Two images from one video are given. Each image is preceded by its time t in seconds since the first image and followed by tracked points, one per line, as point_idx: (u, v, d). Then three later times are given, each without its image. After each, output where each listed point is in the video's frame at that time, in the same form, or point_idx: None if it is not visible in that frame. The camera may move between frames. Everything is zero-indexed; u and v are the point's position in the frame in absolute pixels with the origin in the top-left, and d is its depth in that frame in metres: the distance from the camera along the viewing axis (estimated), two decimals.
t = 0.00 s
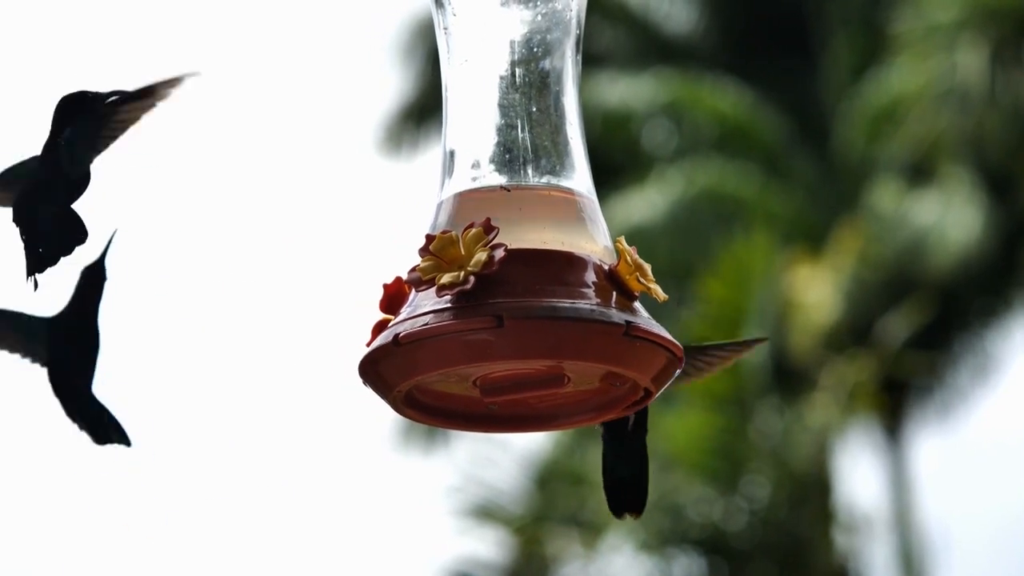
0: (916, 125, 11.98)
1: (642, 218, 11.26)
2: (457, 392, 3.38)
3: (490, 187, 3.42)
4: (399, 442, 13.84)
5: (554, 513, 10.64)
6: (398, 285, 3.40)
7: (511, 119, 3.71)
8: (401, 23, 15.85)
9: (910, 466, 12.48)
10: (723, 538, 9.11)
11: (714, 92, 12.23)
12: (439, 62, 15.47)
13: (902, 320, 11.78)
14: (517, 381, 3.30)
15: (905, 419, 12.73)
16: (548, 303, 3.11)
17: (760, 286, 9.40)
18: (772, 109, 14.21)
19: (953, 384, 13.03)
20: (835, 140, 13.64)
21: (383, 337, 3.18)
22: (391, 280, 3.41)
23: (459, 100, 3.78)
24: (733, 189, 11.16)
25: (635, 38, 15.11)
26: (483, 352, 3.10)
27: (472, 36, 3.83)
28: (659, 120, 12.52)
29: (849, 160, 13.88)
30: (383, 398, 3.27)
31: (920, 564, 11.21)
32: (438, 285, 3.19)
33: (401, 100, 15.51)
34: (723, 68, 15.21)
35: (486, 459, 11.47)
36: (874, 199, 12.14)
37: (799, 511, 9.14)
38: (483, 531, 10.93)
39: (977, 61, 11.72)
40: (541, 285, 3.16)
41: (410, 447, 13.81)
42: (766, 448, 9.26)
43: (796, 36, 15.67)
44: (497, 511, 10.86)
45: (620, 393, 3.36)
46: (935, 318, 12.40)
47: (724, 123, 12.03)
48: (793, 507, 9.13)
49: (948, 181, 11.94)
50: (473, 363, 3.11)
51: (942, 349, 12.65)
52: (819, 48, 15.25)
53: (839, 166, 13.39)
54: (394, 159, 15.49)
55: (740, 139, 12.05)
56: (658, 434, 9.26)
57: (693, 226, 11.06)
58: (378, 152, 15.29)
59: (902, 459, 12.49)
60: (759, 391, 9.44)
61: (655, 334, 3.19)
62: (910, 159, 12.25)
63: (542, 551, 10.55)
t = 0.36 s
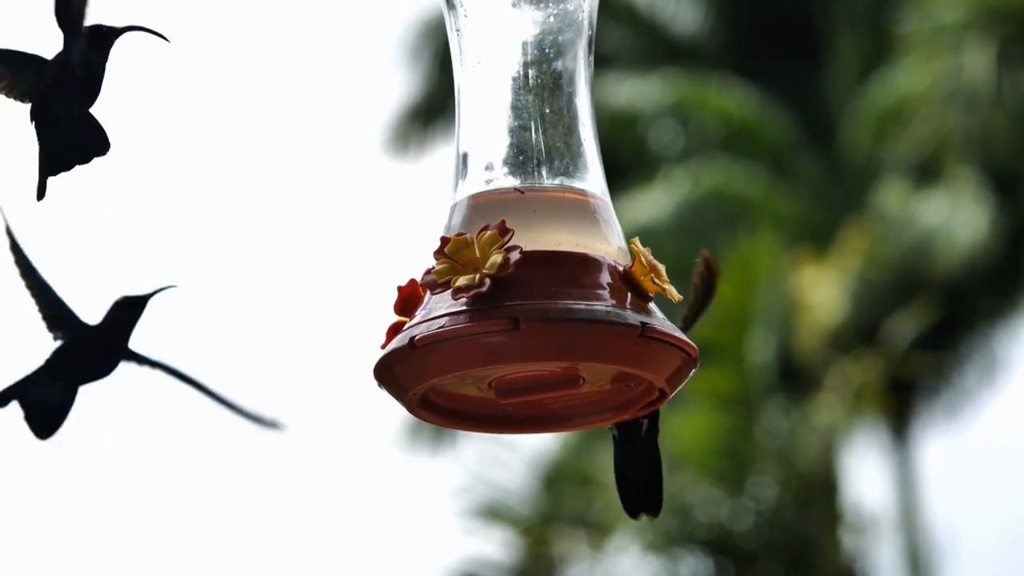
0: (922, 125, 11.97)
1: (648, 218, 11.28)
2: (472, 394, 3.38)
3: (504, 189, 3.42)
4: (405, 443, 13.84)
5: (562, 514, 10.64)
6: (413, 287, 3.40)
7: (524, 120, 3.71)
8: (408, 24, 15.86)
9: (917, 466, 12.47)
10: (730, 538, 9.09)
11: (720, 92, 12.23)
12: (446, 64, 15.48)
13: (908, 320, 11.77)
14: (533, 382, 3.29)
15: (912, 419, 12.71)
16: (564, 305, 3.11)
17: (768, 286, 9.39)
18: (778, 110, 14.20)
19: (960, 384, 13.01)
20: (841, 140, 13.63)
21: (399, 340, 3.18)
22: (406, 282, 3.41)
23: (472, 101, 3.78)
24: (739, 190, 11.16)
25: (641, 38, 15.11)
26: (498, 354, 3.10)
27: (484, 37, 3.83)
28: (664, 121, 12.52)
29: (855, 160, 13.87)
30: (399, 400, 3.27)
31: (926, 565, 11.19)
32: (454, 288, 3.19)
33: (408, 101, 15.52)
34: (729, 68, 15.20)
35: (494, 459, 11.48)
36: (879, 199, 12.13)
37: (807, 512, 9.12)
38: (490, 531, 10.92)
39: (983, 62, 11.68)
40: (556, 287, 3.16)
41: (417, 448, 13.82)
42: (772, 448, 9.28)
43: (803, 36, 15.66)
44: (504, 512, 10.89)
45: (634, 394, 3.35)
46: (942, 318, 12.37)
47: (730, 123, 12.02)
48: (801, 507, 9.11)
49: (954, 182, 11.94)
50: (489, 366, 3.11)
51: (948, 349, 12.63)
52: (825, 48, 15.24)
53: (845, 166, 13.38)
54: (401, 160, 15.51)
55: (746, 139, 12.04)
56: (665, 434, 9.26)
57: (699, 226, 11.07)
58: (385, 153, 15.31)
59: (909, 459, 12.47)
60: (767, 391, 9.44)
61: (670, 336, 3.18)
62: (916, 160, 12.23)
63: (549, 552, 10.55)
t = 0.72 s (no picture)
0: (928, 125, 11.97)
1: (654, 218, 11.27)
2: (481, 394, 3.38)
3: (513, 189, 3.42)
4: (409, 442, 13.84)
5: (566, 514, 10.61)
6: (422, 288, 3.40)
7: (532, 120, 3.71)
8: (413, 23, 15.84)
9: (922, 466, 12.46)
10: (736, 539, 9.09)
11: (726, 92, 12.22)
12: (451, 64, 15.47)
13: (914, 319, 11.76)
14: (541, 383, 3.29)
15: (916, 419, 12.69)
16: (573, 305, 3.11)
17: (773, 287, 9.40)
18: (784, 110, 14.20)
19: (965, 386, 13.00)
20: (847, 140, 13.63)
21: (408, 341, 3.18)
22: (414, 283, 3.41)
23: (480, 101, 3.78)
24: (744, 191, 11.16)
25: (646, 38, 15.11)
26: (506, 354, 3.10)
27: (492, 37, 3.82)
28: (669, 121, 12.52)
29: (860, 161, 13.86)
30: (408, 401, 3.26)
31: (932, 565, 11.19)
32: (462, 288, 3.19)
33: (413, 101, 15.52)
34: (735, 69, 15.19)
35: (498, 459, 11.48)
36: (884, 199, 12.12)
37: (812, 514, 9.13)
38: (495, 531, 10.92)
39: (988, 64, 11.74)
40: (564, 288, 3.16)
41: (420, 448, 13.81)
42: (778, 448, 9.26)
43: (808, 37, 15.65)
44: (509, 513, 10.89)
45: (643, 394, 3.35)
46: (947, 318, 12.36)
47: (735, 123, 12.01)
48: (805, 509, 9.11)
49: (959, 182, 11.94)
50: (498, 366, 3.10)
51: (954, 349, 12.61)
52: (831, 49, 15.23)
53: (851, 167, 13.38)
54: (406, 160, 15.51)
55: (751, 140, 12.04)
56: (670, 435, 9.24)
57: (704, 226, 11.06)
58: (390, 153, 15.32)
59: (914, 460, 12.45)
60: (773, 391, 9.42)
61: (679, 336, 3.18)
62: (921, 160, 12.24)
63: (553, 552, 10.54)
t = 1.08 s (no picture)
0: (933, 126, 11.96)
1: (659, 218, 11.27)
2: (486, 394, 3.38)
3: (517, 190, 3.42)
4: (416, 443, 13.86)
5: (573, 514, 10.62)
6: (426, 288, 3.40)
7: (537, 121, 3.71)
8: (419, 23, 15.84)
9: (930, 466, 12.45)
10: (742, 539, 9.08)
11: (731, 92, 12.21)
12: (457, 64, 15.47)
13: (920, 319, 11.75)
14: (545, 383, 3.30)
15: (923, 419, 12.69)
16: (576, 306, 3.11)
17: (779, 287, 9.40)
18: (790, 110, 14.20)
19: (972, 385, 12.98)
20: (852, 140, 13.63)
21: (412, 341, 3.18)
22: (419, 283, 3.41)
23: (485, 101, 3.78)
24: (749, 192, 11.17)
25: (651, 38, 15.11)
26: (510, 354, 3.10)
27: (497, 37, 3.83)
28: (675, 121, 12.54)
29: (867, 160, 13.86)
30: (412, 402, 3.27)
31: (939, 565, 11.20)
32: (466, 289, 3.19)
33: (419, 101, 15.52)
34: (741, 69, 15.19)
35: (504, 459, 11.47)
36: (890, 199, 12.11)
37: (819, 514, 9.13)
38: (501, 532, 10.92)
39: (994, 63, 11.69)
40: (568, 288, 3.16)
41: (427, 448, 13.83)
42: (785, 448, 9.29)
43: (814, 37, 15.65)
44: (515, 513, 10.87)
45: (648, 394, 3.35)
46: (953, 317, 12.34)
47: (741, 123, 12.02)
48: (812, 509, 9.12)
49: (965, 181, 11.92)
50: (502, 366, 3.11)
51: (960, 349, 12.60)
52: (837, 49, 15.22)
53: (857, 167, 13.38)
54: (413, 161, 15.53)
55: (757, 140, 12.04)
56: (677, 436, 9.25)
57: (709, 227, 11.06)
58: (397, 153, 15.34)
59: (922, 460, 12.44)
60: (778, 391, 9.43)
61: (683, 336, 3.18)
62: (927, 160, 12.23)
63: (560, 552, 10.55)
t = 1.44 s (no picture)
0: (937, 125, 11.94)
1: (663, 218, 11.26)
2: (484, 393, 3.39)
3: (517, 188, 3.43)
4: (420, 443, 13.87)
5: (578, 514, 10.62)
6: (425, 286, 3.41)
7: (536, 120, 3.72)
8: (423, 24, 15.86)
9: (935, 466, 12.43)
10: (747, 539, 9.03)
11: (735, 91, 12.18)
12: (461, 65, 15.48)
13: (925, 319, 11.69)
14: (543, 382, 3.30)
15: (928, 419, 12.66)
16: (575, 304, 3.12)
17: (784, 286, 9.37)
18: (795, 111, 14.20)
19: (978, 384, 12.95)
20: (857, 140, 13.63)
21: (411, 338, 3.19)
22: (417, 281, 3.41)
23: (484, 99, 3.79)
24: (753, 191, 11.17)
25: (656, 39, 15.11)
26: (508, 351, 3.10)
27: (497, 36, 3.83)
28: (679, 122, 12.54)
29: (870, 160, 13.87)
30: (410, 400, 3.27)
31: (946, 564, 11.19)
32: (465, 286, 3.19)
33: (423, 102, 15.54)
34: (745, 70, 15.20)
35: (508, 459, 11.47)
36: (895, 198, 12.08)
37: (824, 514, 9.13)
38: (507, 532, 10.93)
39: (998, 61, 11.68)
40: (567, 286, 3.17)
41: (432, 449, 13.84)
42: (790, 447, 9.26)
43: (818, 37, 15.65)
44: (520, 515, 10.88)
45: (646, 393, 3.36)
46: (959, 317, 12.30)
47: (746, 122, 12.00)
48: (817, 509, 9.12)
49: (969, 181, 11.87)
50: (500, 364, 3.11)
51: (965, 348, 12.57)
52: (842, 50, 15.22)
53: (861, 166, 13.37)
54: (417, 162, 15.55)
55: (760, 140, 12.03)
56: (683, 435, 9.25)
57: (714, 227, 11.06)
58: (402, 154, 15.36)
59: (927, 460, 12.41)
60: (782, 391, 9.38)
61: (682, 335, 3.18)
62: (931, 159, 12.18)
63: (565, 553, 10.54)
